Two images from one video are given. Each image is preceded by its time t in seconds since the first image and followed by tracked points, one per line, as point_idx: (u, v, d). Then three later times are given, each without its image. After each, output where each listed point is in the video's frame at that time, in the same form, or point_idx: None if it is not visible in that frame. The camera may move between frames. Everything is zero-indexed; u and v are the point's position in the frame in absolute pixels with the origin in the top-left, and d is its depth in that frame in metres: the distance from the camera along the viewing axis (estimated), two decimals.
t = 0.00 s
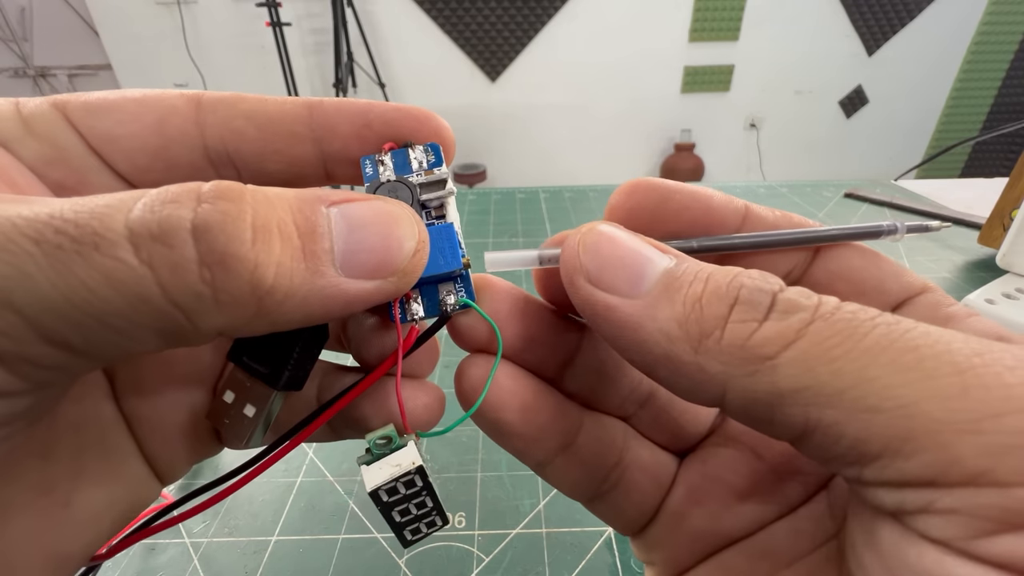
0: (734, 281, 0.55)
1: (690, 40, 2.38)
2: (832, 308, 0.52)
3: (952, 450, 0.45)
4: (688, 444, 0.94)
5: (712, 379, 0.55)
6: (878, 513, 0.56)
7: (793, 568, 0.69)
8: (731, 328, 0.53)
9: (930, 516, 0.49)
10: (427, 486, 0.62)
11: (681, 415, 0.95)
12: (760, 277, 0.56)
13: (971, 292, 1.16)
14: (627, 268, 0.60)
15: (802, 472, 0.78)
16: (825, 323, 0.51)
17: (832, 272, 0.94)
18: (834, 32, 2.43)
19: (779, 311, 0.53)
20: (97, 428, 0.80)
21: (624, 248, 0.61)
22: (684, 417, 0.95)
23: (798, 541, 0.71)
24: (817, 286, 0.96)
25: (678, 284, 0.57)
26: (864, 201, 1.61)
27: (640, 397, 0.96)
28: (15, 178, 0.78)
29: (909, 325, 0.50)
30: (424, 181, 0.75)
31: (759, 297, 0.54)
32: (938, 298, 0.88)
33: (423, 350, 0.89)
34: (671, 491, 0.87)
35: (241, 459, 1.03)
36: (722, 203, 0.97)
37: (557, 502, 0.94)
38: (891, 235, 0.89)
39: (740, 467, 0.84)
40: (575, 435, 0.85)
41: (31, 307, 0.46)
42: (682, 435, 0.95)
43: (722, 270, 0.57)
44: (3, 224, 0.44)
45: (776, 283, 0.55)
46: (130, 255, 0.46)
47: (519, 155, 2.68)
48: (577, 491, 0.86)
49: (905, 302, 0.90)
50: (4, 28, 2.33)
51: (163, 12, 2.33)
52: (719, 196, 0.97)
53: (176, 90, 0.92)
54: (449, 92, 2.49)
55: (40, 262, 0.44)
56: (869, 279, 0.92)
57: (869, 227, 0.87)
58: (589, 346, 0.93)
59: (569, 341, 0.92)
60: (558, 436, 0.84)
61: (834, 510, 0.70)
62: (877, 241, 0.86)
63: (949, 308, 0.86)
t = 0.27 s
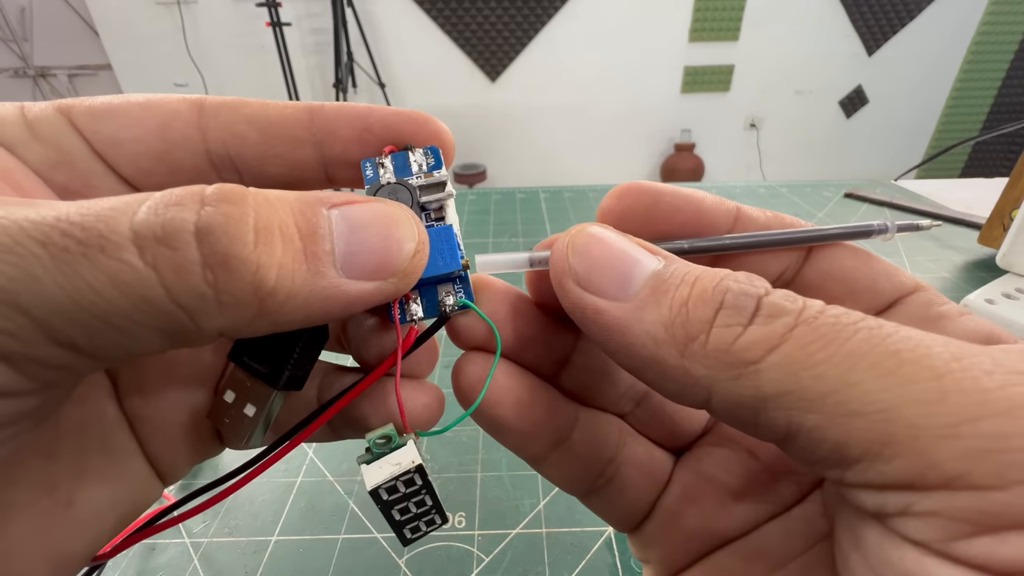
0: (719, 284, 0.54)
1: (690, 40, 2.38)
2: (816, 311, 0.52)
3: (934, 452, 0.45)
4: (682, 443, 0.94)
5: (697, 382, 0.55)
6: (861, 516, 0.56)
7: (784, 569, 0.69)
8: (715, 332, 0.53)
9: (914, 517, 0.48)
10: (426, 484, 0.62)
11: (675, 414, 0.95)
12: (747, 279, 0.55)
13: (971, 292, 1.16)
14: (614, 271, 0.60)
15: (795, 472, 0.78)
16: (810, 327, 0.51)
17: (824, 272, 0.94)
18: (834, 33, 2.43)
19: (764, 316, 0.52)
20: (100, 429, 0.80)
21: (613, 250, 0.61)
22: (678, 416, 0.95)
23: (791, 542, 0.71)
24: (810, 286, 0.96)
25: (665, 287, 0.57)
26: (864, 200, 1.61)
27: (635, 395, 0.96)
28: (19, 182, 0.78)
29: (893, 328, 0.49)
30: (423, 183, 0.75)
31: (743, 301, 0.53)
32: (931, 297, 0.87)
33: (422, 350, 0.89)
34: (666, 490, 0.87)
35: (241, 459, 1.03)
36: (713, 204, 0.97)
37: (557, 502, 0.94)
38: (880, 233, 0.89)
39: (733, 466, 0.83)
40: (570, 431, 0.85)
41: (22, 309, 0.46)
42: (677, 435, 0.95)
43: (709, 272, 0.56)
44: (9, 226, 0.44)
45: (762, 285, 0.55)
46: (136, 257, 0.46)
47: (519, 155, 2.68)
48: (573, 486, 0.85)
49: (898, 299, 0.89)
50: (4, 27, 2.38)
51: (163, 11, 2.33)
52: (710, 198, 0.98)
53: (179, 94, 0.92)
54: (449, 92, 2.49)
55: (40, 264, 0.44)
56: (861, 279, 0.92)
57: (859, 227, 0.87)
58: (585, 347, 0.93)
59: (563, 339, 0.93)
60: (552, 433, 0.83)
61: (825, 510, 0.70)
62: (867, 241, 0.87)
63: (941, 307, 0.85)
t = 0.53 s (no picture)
0: (705, 292, 0.54)
1: (690, 41, 2.38)
2: (800, 320, 0.52)
3: (904, 461, 0.46)
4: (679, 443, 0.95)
5: (681, 390, 0.56)
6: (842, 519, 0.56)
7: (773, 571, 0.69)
8: (699, 342, 0.53)
9: (890, 521, 0.49)
10: (427, 486, 0.63)
11: (669, 414, 0.95)
12: (733, 287, 0.55)
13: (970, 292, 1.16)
14: (603, 276, 0.60)
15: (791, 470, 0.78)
16: (791, 336, 0.51)
17: (822, 271, 0.95)
18: (834, 33, 2.43)
19: (747, 325, 0.52)
20: (104, 431, 0.80)
21: (603, 255, 0.61)
22: (672, 417, 0.95)
23: (789, 540, 0.71)
24: (806, 285, 0.97)
25: (653, 292, 0.57)
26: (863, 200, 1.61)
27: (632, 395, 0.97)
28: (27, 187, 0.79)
29: (873, 336, 0.50)
30: (425, 189, 0.75)
31: (728, 310, 0.53)
32: (926, 296, 0.87)
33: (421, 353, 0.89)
34: (663, 489, 0.87)
35: (241, 459, 1.03)
36: (708, 204, 0.97)
37: (557, 502, 0.94)
38: (875, 232, 0.90)
39: (729, 466, 0.84)
40: (567, 429, 0.85)
41: (27, 316, 0.46)
42: (672, 434, 0.95)
43: (696, 278, 0.57)
44: (20, 233, 0.44)
45: (746, 293, 0.55)
46: (144, 263, 0.46)
47: (519, 155, 2.69)
48: (571, 482, 0.86)
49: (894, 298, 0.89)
50: (5, 27, 2.40)
51: (163, 12, 2.33)
52: (706, 198, 0.98)
53: (186, 100, 0.93)
54: (449, 92, 2.49)
55: (51, 270, 0.45)
56: (857, 278, 0.92)
57: (858, 225, 0.87)
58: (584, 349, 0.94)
59: (561, 341, 0.93)
60: (549, 432, 0.84)
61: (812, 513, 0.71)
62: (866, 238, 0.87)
63: (937, 306, 0.84)
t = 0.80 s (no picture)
0: (698, 296, 0.55)
1: (690, 41, 2.38)
2: (793, 323, 0.52)
3: (898, 461, 0.46)
4: (677, 445, 0.95)
5: (676, 392, 0.55)
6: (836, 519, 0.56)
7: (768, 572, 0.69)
8: (694, 344, 0.53)
9: (882, 522, 0.49)
10: (424, 486, 0.63)
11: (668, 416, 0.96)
12: (726, 290, 0.56)
13: (970, 292, 1.16)
14: (598, 281, 0.60)
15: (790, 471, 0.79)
16: (784, 338, 0.51)
17: (814, 274, 0.95)
18: (834, 33, 2.43)
19: (740, 327, 0.52)
20: (103, 432, 0.80)
21: (598, 261, 0.61)
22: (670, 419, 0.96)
23: (786, 540, 0.71)
24: (797, 288, 0.97)
25: (647, 298, 0.57)
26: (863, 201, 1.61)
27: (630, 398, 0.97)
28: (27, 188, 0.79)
29: (864, 338, 0.50)
30: (424, 191, 0.75)
31: (721, 313, 0.53)
32: (918, 297, 0.87)
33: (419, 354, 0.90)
34: (662, 489, 0.88)
35: (241, 459, 1.03)
36: (702, 209, 0.97)
37: (557, 502, 0.94)
38: (867, 238, 0.90)
39: (729, 466, 0.85)
40: (567, 429, 0.85)
41: (26, 316, 0.46)
42: (672, 436, 0.96)
43: (689, 282, 0.57)
44: (20, 233, 0.44)
45: (740, 296, 0.55)
46: (144, 264, 0.46)
47: (519, 155, 2.69)
48: (569, 482, 0.86)
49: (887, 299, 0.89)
50: (5, 28, 2.41)
51: (163, 12, 2.33)
52: (700, 203, 0.97)
53: (187, 101, 0.93)
54: (449, 92, 2.49)
55: (52, 272, 0.45)
56: (849, 280, 0.92)
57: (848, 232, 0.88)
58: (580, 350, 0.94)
59: (559, 342, 0.93)
60: (549, 433, 0.83)
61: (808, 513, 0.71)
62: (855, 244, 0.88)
63: (930, 307, 0.84)
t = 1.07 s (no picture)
0: (698, 295, 0.55)
1: (690, 41, 2.38)
2: (791, 322, 0.52)
3: (897, 460, 0.46)
4: (676, 445, 0.95)
5: (675, 391, 0.55)
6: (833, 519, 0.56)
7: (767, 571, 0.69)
8: (693, 343, 0.53)
9: (880, 521, 0.49)
10: (422, 487, 0.63)
11: (666, 417, 0.96)
12: (726, 289, 0.56)
13: (971, 292, 1.16)
14: (598, 280, 0.60)
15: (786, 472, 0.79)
16: (783, 337, 0.51)
17: (813, 273, 0.95)
18: (834, 33, 2.43)
19: (739, 326, 0.52)
20: (103, 433, 0.80)
21: (598, 259, 0.61)
22: (669, 419, 0.96)
23: (782, 541, 0.71)
24: (797, 288, 0.96)
25: (647, 296, 0.57)
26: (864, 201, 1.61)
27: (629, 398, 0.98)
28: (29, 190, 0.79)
29: (863, 338, 0.50)
30: (424, 193, 0.75)
31: (721, 311, 0.53)
32: (916, 298, 0.87)
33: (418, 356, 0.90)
34: (660, 490, 0.88)
35: (241, 459, 1.03)
36: (702, 209, 0.97)
37: (557, 502, 0.94)
38: (864, 232, 0.89)
39: (725, 466, 0.85)
40: (566, 430, 0.85)
41: (29, 317, 0.47)
42: (670, 436, 0.96)
43: (688, 281, 0.57)
44: (24, 235, 0.44)
45: (739, 295, 0.55)
46: (147, 266, 0.46)
47: (519, 155, 2.69)
48: (569, 483, 0.86)
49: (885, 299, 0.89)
50: (5, 27, 2.41)
51: (162, 12, 2.33)
52: (699, 202, 0.98)
53: (189, 103, 0.93)
54: (449, 92, 2.49)
55: (55, 274, 0.45)
56: (847, 280, 0.92)
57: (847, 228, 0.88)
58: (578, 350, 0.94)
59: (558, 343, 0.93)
60: (548, 433, 0.84)
61: (806, 513, 0.71)
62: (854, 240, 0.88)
63: (926, 307, 0.84)
